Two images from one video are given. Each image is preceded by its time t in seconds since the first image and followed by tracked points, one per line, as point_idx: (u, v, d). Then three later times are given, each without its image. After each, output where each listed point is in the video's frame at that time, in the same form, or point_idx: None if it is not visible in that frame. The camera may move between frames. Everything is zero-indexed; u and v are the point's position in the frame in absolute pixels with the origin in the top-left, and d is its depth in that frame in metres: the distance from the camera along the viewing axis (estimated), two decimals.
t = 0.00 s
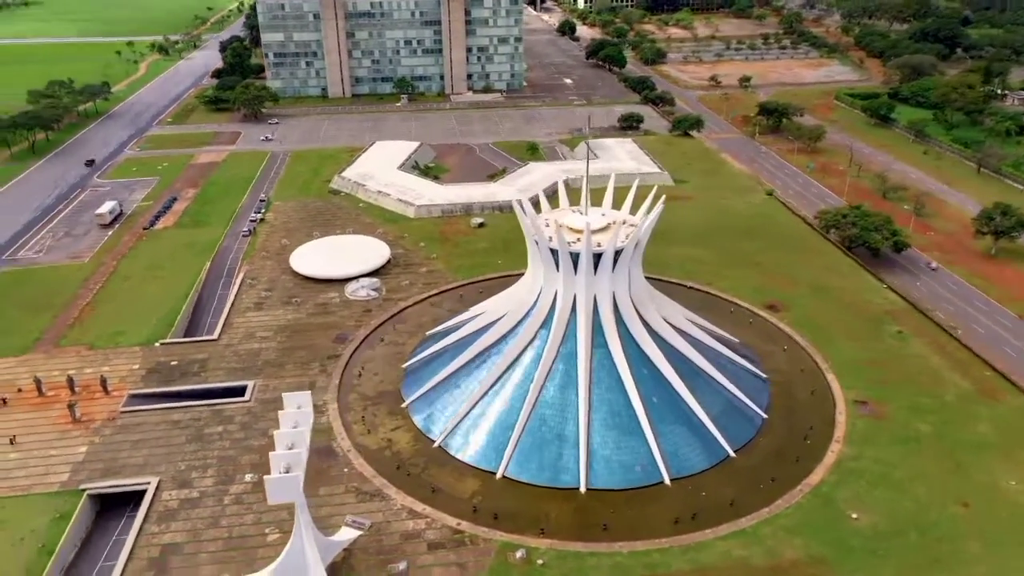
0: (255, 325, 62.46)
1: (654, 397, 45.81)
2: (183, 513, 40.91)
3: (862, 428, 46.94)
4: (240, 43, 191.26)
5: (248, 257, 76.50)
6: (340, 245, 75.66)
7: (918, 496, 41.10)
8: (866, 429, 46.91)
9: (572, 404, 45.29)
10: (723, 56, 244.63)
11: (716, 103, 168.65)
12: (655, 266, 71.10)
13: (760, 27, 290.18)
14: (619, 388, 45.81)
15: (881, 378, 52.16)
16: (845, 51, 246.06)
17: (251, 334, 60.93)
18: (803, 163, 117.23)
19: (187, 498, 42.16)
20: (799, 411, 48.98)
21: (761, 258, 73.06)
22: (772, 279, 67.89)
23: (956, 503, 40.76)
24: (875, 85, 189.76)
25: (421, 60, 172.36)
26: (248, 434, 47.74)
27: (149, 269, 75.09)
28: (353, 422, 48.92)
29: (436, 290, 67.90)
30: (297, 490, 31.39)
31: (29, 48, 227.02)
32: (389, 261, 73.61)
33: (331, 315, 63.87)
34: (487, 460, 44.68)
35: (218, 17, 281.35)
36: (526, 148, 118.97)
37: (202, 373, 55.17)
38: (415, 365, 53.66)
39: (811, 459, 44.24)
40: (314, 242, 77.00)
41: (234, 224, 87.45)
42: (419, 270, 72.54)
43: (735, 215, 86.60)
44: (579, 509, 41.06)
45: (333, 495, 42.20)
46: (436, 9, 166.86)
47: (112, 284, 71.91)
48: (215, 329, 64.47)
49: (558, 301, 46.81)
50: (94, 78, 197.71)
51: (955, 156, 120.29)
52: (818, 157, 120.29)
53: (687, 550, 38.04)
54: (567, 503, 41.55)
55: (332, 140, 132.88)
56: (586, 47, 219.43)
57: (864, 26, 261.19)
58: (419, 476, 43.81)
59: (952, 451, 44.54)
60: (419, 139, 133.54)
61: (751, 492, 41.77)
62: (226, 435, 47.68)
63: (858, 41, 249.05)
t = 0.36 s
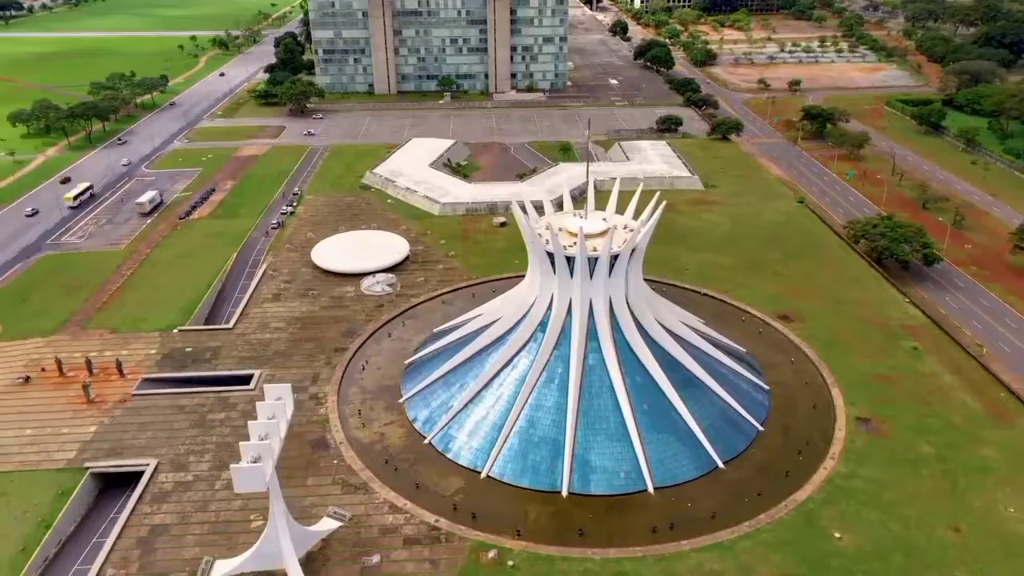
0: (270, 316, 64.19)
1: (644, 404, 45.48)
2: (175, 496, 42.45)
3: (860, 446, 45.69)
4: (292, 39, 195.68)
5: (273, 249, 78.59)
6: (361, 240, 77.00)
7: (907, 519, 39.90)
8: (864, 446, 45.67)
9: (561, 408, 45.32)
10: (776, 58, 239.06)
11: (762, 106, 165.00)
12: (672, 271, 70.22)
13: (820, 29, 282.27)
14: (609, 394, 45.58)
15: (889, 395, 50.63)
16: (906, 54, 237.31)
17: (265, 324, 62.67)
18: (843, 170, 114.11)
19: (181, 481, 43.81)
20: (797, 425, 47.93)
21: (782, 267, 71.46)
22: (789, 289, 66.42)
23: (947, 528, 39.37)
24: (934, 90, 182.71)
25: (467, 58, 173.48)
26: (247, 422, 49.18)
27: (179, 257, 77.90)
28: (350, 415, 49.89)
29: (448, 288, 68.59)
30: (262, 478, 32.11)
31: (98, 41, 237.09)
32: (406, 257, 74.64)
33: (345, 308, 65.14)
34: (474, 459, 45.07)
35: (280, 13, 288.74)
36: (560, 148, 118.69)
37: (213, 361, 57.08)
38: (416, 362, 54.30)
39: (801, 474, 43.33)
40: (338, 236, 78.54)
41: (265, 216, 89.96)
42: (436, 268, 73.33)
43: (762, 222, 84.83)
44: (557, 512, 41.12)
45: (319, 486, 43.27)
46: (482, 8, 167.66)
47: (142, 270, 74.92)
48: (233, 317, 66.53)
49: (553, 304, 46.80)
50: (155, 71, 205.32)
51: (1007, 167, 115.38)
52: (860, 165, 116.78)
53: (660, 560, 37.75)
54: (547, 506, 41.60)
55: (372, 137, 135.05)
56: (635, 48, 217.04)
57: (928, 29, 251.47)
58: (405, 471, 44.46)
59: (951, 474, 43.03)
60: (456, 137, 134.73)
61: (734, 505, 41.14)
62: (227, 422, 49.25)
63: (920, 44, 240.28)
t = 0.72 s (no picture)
0: (286, 306, 65.74)
1: (635, 408, 45.01)
2: (171, 476, 43.97)
3: (859, 461, 44.22)
4: (344, 37, 199.25)
5: (299, 241, 80.41)
6: (383, 235, 78.08)
7: (897, 538, 38.55)
8: (862, 460, 44.22)
9: (550, 409, 45.16)
10: (834, 60, 232.40)
11: (811, 110, 160.66)
12: (689, 277, 69.17)
13: (884, 30, 273.01)
14: (599, 397, 45.19)
15: (897, 410, 48.87)
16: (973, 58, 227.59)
17: (281, 314, 64.21)
18: (887, 177, 110.45)
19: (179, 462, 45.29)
20: (795, 437, 46.70)
21: (804, 275, 69.57)
22: (808, 298, 64.63)
23: (939, 550, 37.85)
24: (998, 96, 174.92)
25: (512, 58, 173.77)
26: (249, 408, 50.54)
27: (209, 247, 80.37)
28: (348, 406, 50.76)
29: (462, 285, 69.03)
30: (232, 463, 32.88)
31: (163, 37, 246.04)
32: (425, 253, 75.43)
33: (359, 301, 66.27)
34: (461, 456, 45.33)
35: (337, 12, 294.60)
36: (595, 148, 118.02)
37: (226, 348, 58.80)
38: (418, 358, 54.84)
39: (791, 486, 42.26)
40: (362, 231, 79.79)
41: (296, 209, 92.06)
42: (453, 264, 73.87)
43: (792, 227, 82.68)
44: (537, 512, 41.07)
45: (308, 474, 44.13)
46: (528, 8, 167.48)
47: (173, 258, 77.62)
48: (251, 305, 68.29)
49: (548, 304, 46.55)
50: (213, 66, 211.96)
51: None
52: (906, 172, 112.74)
53: (633, 565, 37.36)
54: (528, 506, 41.63)
55: (411, 134, 136.67)
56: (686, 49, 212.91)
57: (998, 32, 240.82)
58: (393, 464, 44.99)
59: (951, 494, 41.33)
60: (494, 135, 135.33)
61: (717, 514, 40.49)
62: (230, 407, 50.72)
63: (988, 47, 230.17)
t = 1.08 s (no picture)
0: (304, 297, 67.16)
1: (625, 413, 44.72)
2: (170, 456, 45.50)
3: (855, 477, 42.95)
4: (393, 34, 201.14)
5: (324, 235, 82.03)
6: (405, 230, 78.98)
7: (883, 559, 37.42)
8: (859, 476, 42.97)
9: (541, 409, 45.09)
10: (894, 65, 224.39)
11: (863, 116, 155.63)
12: (706, 283, 68.03)
13: (952, 34, 261.87)
14: (591, 399, 44.92)
15: (904, 427, 47.21)
16: None
17: (297, 304, 65.60)
18: (933, 188, 106.48)
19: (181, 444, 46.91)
20: (792, 449, 45.59)
21: (826, 284, 67.60)
22: (827, 310, 62.63)
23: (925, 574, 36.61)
24: None
25: (558, 57, 172.53)
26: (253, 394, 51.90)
27: (238, 237, 82.68)
28: (348, 397, 51.63)
29: (477, 283, 69.38)
30: (210, 446, 33.88)
31: (222, 32, 252.80)
32: (445, 249, 76.05)
33: (373, 295, 67.25)
34: (450, 451, 45.68)
35: (393, 9, 297.83)
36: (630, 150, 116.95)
37: (240, 335, 60.43)
38: (421, 353, 55.33)
39: (780, 499, 41.37)
40: (385, 226, 80.87)
41: (326, 203, 93.84)
42: (471, 262, 74.28)
43: (821, 235, 80.38)
44: (518, 511, 41.19)
45: (300, 462, 45.12)
46: (575, 8, 166.13)
47: (203, 246, 80.06)
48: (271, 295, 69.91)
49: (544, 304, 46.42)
50: (268, 61, 216.99)
51: None
52: (954, 183, 108.50)
53: (607, 569, 37.19)
54: (511, 504, 41.75)
55: (450, 132, 137.51)
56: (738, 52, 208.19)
57: None
58: (383, 456, 45.66)
59: (948, 518, 39.78)
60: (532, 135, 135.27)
61: (699, 524, 39.93)
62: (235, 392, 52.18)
63: None
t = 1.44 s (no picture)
0: (318, 289, 68.34)
1: (615, 415, 44.39)
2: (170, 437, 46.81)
3: (849, 490, 41.76)
4: (437, 33, 202.79)
5: (347, 229, 83.31)
6: (424, 226, 79.59)
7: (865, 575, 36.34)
8: (852, 490, 41.72)
9: (531, 407, 45.00)
10: (951, 69, 215.98)
11: (911, 121, 150.31)
12: (722, 288, 66.75)
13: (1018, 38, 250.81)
14: (581, 399, 44.63)
15: (908, 441, 45.60)
16: None
17: (311, 296, 66.78)
18: (976, 196, 102.42)
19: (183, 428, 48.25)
20: (787, 459, 44.53)
21: (847, 291, 65.52)
22: (844, 318, 60.65)
23: None
24: None
25: (598, 57, 170.76)
26: (258, 382, 53.09)
27: (263, 228, 84.61)
28: (348, 389, 52.33)
29: (489, 280, 69.51)
30: (193, 428, 34.75)
31: (274, 29, 258.45)
32: (462, 245, 76.42)
33: (386, 290, 68.01)
34: (440, 446, 45.95)
35: (442, 7, 300.11)
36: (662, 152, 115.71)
37: (253, 324, 61.82)
38: (425, 348, 55.58)
39: (767, 509, 40.52)
40: (406, 221, 81.64)
41: (352, 198, 95.25)
42: (487, 260, 74.51)
43: (849, 239, 77.86)
44: (500, 508, 41.24)
45: (294, 449, 45.94)
46: (616, 7, 163.88)
47: (229, 237, 82.12)
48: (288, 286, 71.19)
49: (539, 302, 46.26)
50: (315, 58, 220.92)
51: None
52: (998, 192, 104.23)
53: (581, 570, 37.00)
54: (493, 501, 41.83)
55: (484, 130, 137.95)
56: (787, 55, 202.98)
57: None
58: (375, 447, 46.20)
59: (942, 538, 38.37)
60: (566, 135, 134.92)
61: (680, 529, 39.43)
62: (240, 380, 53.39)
63: None
